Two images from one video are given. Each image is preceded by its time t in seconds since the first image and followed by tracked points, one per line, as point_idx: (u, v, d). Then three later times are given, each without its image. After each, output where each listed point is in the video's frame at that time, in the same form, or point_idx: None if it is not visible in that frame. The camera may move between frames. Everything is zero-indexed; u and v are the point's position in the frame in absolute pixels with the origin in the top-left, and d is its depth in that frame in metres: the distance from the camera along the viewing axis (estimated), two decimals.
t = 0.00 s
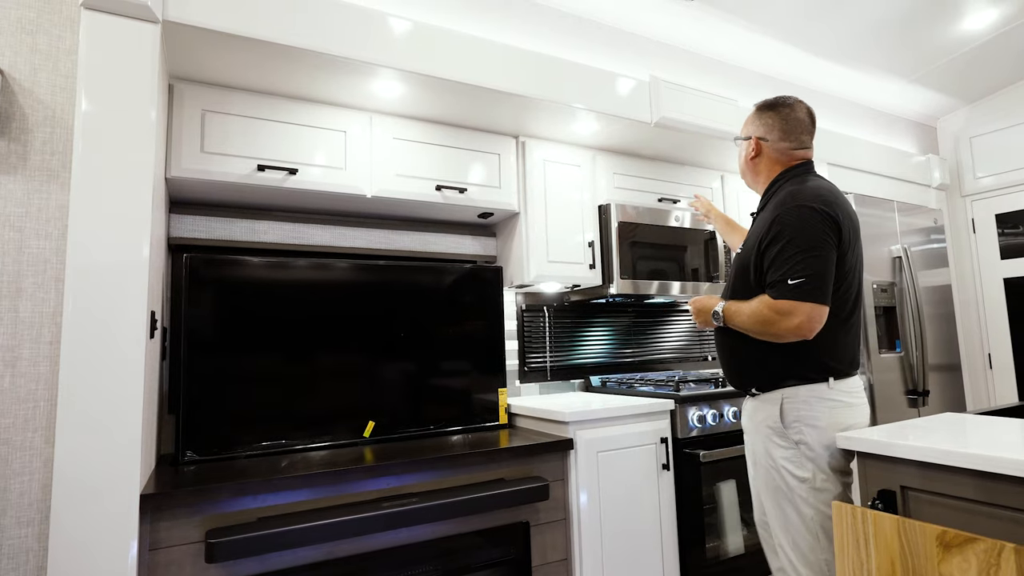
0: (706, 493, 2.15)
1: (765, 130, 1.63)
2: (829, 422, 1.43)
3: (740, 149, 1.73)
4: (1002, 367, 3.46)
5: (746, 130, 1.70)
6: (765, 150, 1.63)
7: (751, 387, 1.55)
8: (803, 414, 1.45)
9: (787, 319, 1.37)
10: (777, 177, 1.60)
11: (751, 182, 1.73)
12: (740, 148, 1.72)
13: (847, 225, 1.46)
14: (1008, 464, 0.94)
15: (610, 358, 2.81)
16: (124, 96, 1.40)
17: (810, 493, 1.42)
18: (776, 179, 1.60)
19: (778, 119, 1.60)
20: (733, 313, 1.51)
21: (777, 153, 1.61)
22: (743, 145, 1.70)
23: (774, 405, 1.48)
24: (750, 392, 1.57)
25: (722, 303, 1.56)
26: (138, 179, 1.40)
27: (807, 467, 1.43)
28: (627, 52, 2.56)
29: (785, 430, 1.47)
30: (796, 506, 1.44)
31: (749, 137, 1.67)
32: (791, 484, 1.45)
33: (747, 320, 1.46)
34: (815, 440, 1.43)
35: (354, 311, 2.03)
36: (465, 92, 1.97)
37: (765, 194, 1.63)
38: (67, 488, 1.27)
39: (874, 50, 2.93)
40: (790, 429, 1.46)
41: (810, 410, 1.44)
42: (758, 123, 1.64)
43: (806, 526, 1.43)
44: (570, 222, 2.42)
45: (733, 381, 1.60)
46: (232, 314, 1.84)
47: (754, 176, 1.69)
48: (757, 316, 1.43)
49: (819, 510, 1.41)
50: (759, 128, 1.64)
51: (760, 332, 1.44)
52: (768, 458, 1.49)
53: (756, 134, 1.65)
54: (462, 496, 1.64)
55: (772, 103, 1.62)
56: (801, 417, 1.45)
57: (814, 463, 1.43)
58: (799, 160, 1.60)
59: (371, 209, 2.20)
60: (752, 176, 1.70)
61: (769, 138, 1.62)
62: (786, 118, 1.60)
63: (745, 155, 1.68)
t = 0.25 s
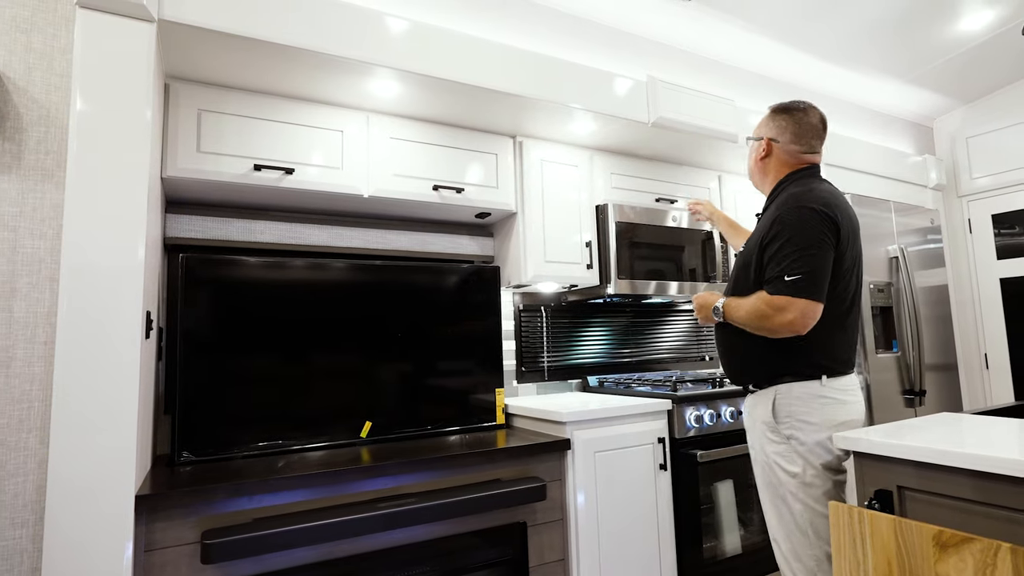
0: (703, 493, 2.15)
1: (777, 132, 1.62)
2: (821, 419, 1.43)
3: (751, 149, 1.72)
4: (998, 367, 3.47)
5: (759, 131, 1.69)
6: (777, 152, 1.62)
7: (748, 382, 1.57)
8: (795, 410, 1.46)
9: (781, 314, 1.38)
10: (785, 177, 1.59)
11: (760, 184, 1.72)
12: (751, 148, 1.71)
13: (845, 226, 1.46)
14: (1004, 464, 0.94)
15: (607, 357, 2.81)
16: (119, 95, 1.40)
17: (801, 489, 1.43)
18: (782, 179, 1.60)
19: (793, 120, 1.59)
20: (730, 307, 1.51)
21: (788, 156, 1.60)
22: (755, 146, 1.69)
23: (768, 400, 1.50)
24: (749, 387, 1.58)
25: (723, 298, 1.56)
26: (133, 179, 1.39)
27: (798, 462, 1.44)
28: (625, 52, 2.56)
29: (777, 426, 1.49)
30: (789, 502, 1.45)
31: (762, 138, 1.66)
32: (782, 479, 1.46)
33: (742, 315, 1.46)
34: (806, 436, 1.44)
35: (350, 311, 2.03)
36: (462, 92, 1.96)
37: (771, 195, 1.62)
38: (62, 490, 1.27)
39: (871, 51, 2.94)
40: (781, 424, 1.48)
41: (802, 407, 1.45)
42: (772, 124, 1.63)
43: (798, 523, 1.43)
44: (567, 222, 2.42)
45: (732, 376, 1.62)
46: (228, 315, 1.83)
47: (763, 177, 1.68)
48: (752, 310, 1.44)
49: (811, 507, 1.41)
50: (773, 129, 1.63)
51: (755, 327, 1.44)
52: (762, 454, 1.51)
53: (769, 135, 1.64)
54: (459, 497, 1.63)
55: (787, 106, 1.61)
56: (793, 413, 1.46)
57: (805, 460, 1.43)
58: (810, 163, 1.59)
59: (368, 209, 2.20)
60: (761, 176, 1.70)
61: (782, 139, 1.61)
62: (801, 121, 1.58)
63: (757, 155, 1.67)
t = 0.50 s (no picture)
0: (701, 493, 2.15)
1: (782, 144, 1.63)
2: (835, 414, 1.43)
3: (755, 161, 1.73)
4: (995, 366, 3.48)
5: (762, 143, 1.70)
6: (781, 164, 1.63)
7: (761, 382, 1.54)
8: (809, 406, 1.45)
9: (790, 308, 1.39)
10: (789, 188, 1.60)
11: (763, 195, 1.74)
12: (755, 161, 1.72)
13: (851, 227, 1.48)
14: (1000, 463, 0.95)
15: (605, 357, 2.81)
16: (115, 95, 1.39)
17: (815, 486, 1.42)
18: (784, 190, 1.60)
19: (796, 133, 1.60)
20: (740, 305, 1.53)
21: (792, 168, 1.61)
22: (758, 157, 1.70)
23: (782, 398, 1.48)
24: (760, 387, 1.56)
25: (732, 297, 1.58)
26: (129, 180, 1.38)
27: (813, 459, 1.43)
28: (622, 51, 2.56)
29: (791, 422, 1.47)
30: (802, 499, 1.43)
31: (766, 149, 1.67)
32: (796, 476, 1.45)
33: (752, 311, 1.48)
34: (821, 432, 1.43)
35: (348, 311, 2.02)
36: (460, 92, 1.96)
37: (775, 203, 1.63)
38: (57, 491, 1.26)
39: (868, 51, 2.94)
40: (796, 421, 1.46)
41: (816, 403, 1.44)
42: (777, 137, 1.64)
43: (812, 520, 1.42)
44: (565, 222, 2.42)
45: (742, 376, 1.60)
46: (225, 315, 1.83)
47: (767, 187, 1.69)
48: (762, 305, 1.45)
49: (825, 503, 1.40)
50: (778, 141, 1.64)
51: (765, 322, 1.46)
52: (776, 451, 1.49)
53: (774, 147, 1.64)
54: (456, 497, 1.63)
55: (790, 120, 1.62)
56: (807, 409, 1.45)
57: (820, 456, 1.42)
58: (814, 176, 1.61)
59: (365, 209, 2.20)
60: (764, 187, 1.70)
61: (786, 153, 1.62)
62: (805, 134, 1.60)
63: (761, 166, 1.68)
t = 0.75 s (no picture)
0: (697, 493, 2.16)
1: (784, 156, 1.74)
2: (846, 407, 1.54)
3: (753, 172, 1.83)
4: (989, 365, 3.49)
5: (759, 156, 1.81)
6: (784, 174, 1.73)
7: (772, 377, 1.62)
8: (823, 401, 1.53)
9: (818, 306, 1.47)
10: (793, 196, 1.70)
11: (761, 204, 1.83)
12: (753, 172, 1.83)
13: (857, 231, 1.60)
14: (994, 461, 0.95)
15: (601, 357, 2.82)
16: (108, 94, 1.38)
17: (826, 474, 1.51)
18: (789, 197, 1.70)
19: (796, 146, 1.73)
20: (761, 305, 1.56)
21: (794, 177, 1.72)
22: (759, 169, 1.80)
23: (797, 394, 1.56)
24: (771, 383, 1.64)
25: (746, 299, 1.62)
26: (122, 180, 1.38)
27: (826, 448, 1.52)
28: (618, 51, 2.56)
29: (807, 416, 1.55)
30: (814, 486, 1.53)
31: (768, 161, 1.77)
32: (810, 466, 1.53)
33: (776, 310, 1.53)
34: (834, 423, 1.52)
35: (344, 312, 2.02)
36: (455, 91, 1.96)
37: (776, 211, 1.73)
38: (50, 493, 1.25)
39: (863, 51, 2.95)
40: (812, 414, 1.54)
41: (829, 397, 1.53)
42: (778, 149, 1.75)
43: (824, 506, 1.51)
44: (561, 222, 2.42)
45: (753, 373, 1.68)
46: (221, 315, 1.82)
47: (769, 197, 1.79)
48: (787, 304, 1.51)
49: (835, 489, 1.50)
50: (779, 153, 1.75)
51: (789, 320, 1.52)
52: (791, 443, 1.56)
53: (776, 159, 1.75)
54: (453, 497, 1.63)
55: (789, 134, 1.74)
56: (823, 403, 1.53)
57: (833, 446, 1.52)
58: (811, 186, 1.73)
59: (361, 209, 2.19)
60: (765, 196, 1.80)
61: (789, 163, 1.73)
62: (804, 147, 1.73)
63: (763, 176, 1.78)
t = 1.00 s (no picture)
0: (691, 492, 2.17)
1: (793, 156, 1.77)
2: (848, 400, 1.58)
3: (759, 172, 1.85)
4: (982, 364, 3.51)
5: (766, 156, 1.83)
6: (793, 174, 1.76)
7: (775, 371, 1.66)
8: (827, 393, 1.57)
9: (836, 296, 1.51)
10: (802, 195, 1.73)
11: (766, 204, 1.86)
12: (758, 171, 1.85)
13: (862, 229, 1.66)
14: (986, 460, 0.95)
15: (596, 356, 2.82)
16: (100, 93, 1.37)
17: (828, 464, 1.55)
18: (796, 197, 1.74)
19: (805, 147, 1.76)
20: (776, 297, 1.60)
21: (802, 178, 1.76)
22: (766, 169, 1.82)
23: (802, 386, 1.59)
24: (773, 377, 1.67)
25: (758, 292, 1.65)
26: (113, 179, 1.37)
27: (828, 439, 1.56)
28: (613, 50, 2.56)
29: (810, 408, 1.58)
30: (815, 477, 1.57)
31: (776, 161, 1.79)
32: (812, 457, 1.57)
33: (793, 301, 1.55)
34: (836, 415, 1.57)
35: (338, 312, 2.01)
36: (449, 91, 1.95)
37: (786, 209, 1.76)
38: (41, 495, 1.24)
39: (856, 51, 2.97)
40: (815, 406, 1.58)
41: (832, 389, 1.57)
42: (787, 150, 1.78)
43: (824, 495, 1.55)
44: (556, 222, 2.42)
45: (757, 367, 1.71)
46: (214, 315, 1.81)
47: (776, 196, 1.81)
48: (804, 295, 1.54)
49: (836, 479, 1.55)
50: (788, 153, 1.78)
51: (804, 311, 1.54)
52: (794, 434, 1.60)
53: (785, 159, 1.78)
54: (448, 497, 1.63)
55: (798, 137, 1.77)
56: (826, 396, 1.57)
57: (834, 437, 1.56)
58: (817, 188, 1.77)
59: (356, 209, 2.19)
60: (772, 196, 1.82)
61: (798, 164, 1.76)
62: (811, 149, 1.77)
63: (770, 176, 1.80)
